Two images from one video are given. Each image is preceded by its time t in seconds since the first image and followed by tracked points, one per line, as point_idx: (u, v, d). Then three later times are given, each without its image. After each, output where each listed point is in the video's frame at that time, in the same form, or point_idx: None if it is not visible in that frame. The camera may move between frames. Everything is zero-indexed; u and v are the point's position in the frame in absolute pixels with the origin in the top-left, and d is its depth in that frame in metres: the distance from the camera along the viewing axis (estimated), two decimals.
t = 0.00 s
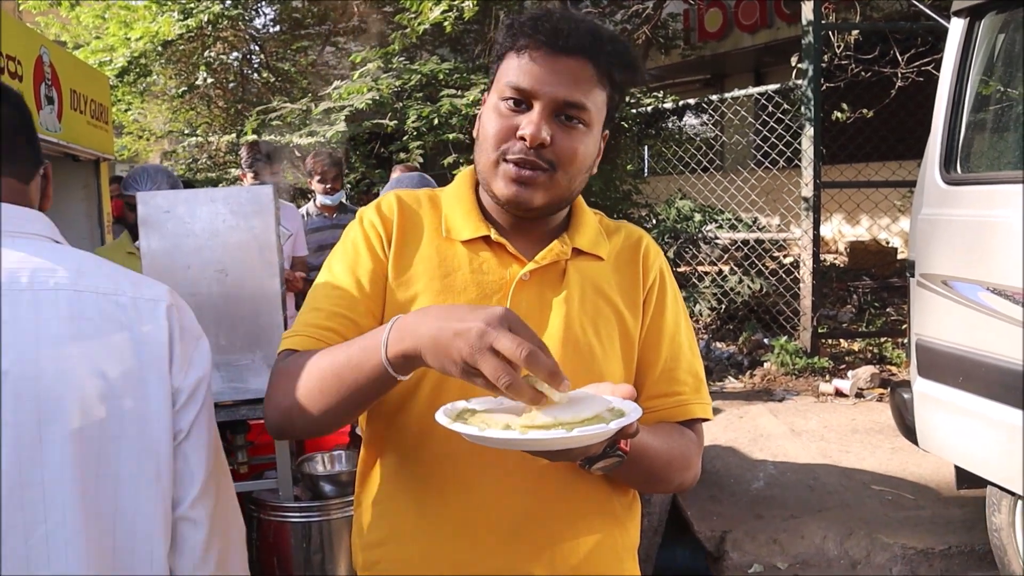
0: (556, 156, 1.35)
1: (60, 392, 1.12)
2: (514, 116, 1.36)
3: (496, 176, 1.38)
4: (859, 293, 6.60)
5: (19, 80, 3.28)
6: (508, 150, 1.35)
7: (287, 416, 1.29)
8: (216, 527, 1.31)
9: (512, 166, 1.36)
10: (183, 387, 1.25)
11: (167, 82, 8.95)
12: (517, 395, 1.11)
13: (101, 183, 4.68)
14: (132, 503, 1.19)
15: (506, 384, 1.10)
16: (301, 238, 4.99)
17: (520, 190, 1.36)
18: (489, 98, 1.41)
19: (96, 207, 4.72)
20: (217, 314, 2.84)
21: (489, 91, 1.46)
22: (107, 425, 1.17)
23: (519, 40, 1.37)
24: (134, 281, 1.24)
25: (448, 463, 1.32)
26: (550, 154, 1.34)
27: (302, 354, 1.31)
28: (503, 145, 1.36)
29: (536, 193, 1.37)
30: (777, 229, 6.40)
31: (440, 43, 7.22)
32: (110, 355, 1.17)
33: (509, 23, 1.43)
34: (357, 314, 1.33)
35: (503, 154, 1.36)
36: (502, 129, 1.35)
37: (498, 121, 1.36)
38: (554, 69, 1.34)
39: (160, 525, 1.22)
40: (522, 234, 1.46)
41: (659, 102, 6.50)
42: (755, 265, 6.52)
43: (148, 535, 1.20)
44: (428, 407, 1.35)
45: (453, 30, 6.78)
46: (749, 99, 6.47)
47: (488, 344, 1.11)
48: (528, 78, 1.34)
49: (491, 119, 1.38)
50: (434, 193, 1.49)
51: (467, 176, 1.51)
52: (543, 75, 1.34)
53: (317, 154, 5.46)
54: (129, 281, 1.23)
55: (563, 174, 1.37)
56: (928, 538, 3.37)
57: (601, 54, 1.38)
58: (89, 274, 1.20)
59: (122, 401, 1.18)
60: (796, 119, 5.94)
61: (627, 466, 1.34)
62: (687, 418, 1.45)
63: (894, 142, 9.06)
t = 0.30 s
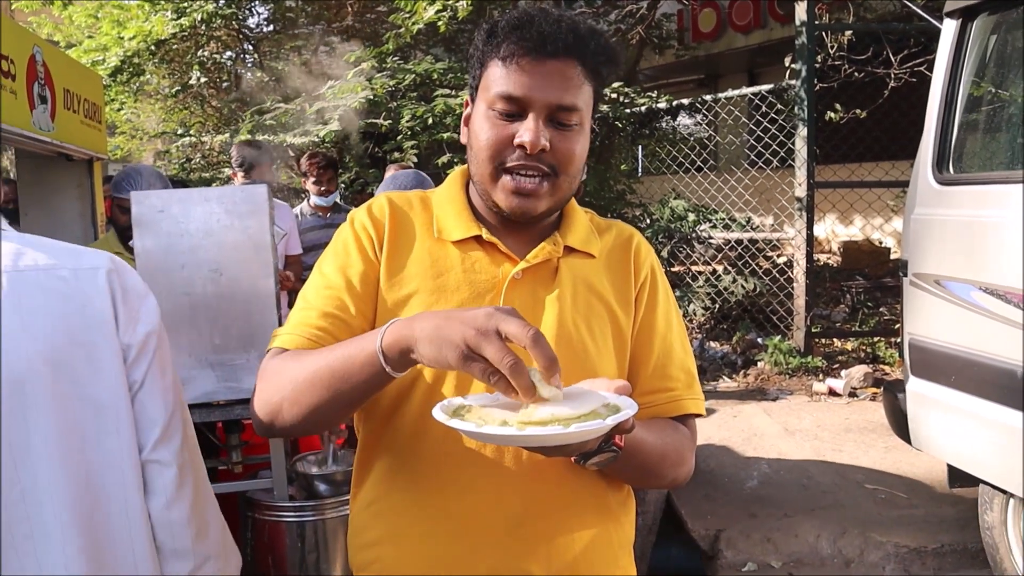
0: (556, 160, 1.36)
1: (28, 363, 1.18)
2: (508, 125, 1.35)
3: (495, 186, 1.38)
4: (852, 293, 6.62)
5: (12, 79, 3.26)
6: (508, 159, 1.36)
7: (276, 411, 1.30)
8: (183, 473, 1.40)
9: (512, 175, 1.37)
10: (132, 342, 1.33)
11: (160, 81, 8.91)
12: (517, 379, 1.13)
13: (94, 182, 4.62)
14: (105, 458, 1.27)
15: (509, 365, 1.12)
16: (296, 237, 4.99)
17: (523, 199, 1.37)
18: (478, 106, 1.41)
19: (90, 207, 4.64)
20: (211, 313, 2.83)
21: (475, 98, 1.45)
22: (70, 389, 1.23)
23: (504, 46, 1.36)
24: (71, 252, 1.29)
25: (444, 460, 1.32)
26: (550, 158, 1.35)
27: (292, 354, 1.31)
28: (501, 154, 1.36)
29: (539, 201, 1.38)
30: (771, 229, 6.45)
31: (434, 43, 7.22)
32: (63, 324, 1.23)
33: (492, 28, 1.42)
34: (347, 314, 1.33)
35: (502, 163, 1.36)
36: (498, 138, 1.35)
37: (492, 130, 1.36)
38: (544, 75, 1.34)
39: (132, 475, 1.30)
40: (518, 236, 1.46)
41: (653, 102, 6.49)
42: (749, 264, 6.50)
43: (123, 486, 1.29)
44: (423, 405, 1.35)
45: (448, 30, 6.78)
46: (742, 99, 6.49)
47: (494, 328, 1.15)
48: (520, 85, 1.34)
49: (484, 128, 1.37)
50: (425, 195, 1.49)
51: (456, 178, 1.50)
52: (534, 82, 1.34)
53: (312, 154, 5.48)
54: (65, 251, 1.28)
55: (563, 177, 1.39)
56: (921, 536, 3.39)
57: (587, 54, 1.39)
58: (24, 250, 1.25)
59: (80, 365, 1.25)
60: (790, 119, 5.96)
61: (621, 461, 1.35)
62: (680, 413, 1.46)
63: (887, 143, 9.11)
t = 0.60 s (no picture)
0: (558, 160, 1.36)
1: (36, 335, 1.36)
2: (511, 126, 1.35)
3: (497, 188, 1.39)
4: (850, 292, 6.62)
5: (11, 78, 3.25)
6: (510, 160, 1.36)
7: (273, 415, 1.31)
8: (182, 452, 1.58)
9: (513, 176, 1.37)
10: (135, 329, 1.53)
11: (157, 80, 8.89)
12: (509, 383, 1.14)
13: (91, 182, 4.70)
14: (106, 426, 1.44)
15: (500, 368, 1.13)
16: (295, 235, 4.98)
17: (525, 200, 1.37)
18: (478, 107, 1.41)
19: (86, 205, 4.73)
20: (211, 313, 2.83)
21: (474, 98, 1.45)
22: (75, 363, 1.41)
23: (505, 47, 1.36)
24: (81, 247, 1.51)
25: (445, 463, 1.32)
26: (552, 159, 1.36)
27: (289, 356, 1.31)
28: (504, 155, 1.36)
29: (540, 203, 1.38)
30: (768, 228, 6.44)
31: (432, 42, 7.22)
32: (73, 308, 1.43)
33: (493, 29, 1.42)
34: (345, 316, 1.33)
35: (505, 163, 1.37)
36: (500, 139, 1.35)
37: (494, 131, 1.36)
38: (546, 76, 1.35)
39: (128, 445, 1.46)
40: (516, 237, 1.46)
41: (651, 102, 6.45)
42: (747, 263, 6.47)
43: (124, 461, 1.45)
44: (422, 407, 1.35)
45: (446, 29, 6.78)
46: (740, 99, 6.50)
47: (492, 329, 1.16)
48: (522, 86, 1.34)
49: (486, 129, 1.37)
50: (423, 196, 1.49)
51: (454, 178, 1.50)
52: (537, 83, 1.34)
53: (311, 155, 5.46)
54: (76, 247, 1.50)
55: (564, 178, 1.39)
56: (918, 535, 3.39)
57: (588, 56, 1.39)
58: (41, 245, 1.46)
59: (86, 345, 1.43)
60: (788, 118, 5.96)
61: (620, 460, 1.36)
62: (677, 411, 1.46)
63: (885, 143, 9.13)
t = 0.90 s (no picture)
0: (561, 164, 1.37)
1: (143, 340, 1.39)
2: (514, 130, 1.36)
3: (500, 191, 1.39)
4: (849, 294, 6.61)
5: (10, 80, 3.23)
6: (513, 162, 1.36)
7: (268, 411, 1.31)
8: (263, 455, 1.56)
9: (517, 180, 1.38)
10: (234, 342, 1.51)
11: (157, 82, 8.90)
12: (475, 373, 1.11)
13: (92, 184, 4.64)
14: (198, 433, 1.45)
15: (463, 359, 1.11)
16: (302, 235, 4.99)
17: (528, 203, 1.37)
18: (482, 111, 1.41)
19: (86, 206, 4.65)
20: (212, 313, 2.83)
21: (478, 101, 1.46)
22: (177, 369, 1.43)
23: (510, 51, 1.37)
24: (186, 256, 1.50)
25: (446, 465, 1.32)
26: (556, 163, 1.36)
27: (287, 352, 1.31)
28: (507, 158, 1.36)
29: (544, 205, 1.39)
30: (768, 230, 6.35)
31: (431, 44, 7.23)
32: (180, 313, 1.44)
33: (498, 32, 1.43)
34: (346, 314, 1.33)
35: (509, 168, 1.37)
36: (503, 143, 1.36)
37: (496, 135, 1.36)
38: (549, 80, 1.35)
39: (216, 451, 1.47)
40: (519, 239, 1.47)
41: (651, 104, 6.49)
42: (746, 266, 6.47)
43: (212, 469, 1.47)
44: (424, 409, 1.35)
45: (445, 31, 6.79)
46: (739, 101, 6.51)
47: (449, 322, 1.14)
48: (526, 90, 1.35)
49: (488, 133, 1.38)
50: (426, 196, 1.50)
51: (457, 180, 1.51)
52: (540, 88, 1.35)
53: (309, 155, 5.46)
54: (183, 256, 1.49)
55: (566, 182, 1.40)
56: (917, 537, 3.39)
57: (592, 60, 1.40)
58: (161, 252, 1.47)
59: (188, 353, 1.44)
60: (787, 121, 5.97)
61: (622, 463, 1.36)
62: (679, 415, 1.47)
63: (884, 145, 9.15)
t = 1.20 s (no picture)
0: (556, 164, 1.37)
1: (234, 323, 1.70)
2: (510, 129, 1.36)
3: (496, 189, 1.39)
4: (847, 293, 6.60)
5: (7, 80, 3.16)
6: (509, 161, 1.36)
7: (260, 401, 1.30)
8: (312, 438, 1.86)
9: (513, 178, 1.38)
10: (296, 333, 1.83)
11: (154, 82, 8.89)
12: (462, 376, 1.11)
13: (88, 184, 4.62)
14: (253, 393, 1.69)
15: (454, 358, 1.11)
16: (306, 234, 4.99)
17: (524, 202, 1.38)
18: (479, 111, 1.41)
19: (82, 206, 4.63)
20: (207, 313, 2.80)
21: (475, 101, 1.46)
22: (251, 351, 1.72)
23: (506, 51, 1.37)
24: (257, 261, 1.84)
25: (442, 461, 1.33)
26: (551, 162, 1.36)
27: (281, 344, 1.30)
28: (504, 157, 1.36)
29: (540, 204, 1.39)
30: (765, 230, 6.43)
31: (428, 43, 7.23)
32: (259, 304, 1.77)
33: (495, 32, 1.43)
34: (341, 309, 1.33)
35: (505, 166, 1.37)
36: (499, 141, 1.36)
37: (493, 134, 1.37)
38: (546, 80, 1.35)
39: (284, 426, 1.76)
40: (515, 238, 1.47)
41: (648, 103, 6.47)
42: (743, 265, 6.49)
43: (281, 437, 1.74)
44: (421, 406, 1.35)
45: (442, 30, 6.78)
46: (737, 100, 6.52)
47: (449, 319, 1.13)
48: (523, 90, 1.35)
49: (486, 132, 1.38)
50: (424, 195, 1.50)
51: (454, 178, 1.51)
52: (536, 88, 1.35)
53: (308, 155, 5.45)
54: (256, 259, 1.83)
55: (563, 182, 1.40)
56: (915, 534, 3.40)
57: (588, 60, 1.40)
58: (224, 246, 1.79)
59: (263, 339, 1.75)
60: (784, 120, 5.97)
61: (617, 460, 1.36)
62: (675, 414, 1.47)
63: (881, 144, 9.15)
